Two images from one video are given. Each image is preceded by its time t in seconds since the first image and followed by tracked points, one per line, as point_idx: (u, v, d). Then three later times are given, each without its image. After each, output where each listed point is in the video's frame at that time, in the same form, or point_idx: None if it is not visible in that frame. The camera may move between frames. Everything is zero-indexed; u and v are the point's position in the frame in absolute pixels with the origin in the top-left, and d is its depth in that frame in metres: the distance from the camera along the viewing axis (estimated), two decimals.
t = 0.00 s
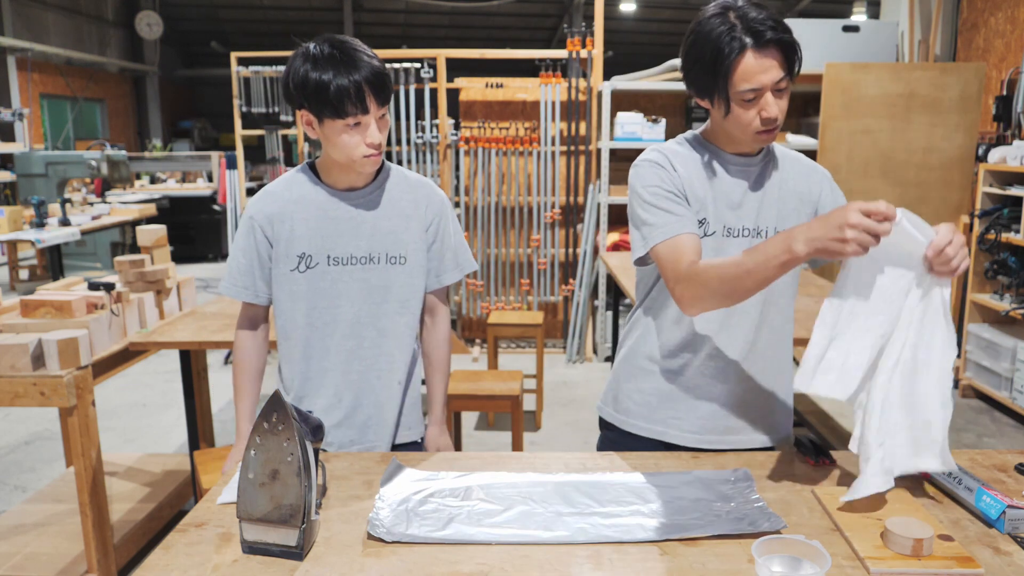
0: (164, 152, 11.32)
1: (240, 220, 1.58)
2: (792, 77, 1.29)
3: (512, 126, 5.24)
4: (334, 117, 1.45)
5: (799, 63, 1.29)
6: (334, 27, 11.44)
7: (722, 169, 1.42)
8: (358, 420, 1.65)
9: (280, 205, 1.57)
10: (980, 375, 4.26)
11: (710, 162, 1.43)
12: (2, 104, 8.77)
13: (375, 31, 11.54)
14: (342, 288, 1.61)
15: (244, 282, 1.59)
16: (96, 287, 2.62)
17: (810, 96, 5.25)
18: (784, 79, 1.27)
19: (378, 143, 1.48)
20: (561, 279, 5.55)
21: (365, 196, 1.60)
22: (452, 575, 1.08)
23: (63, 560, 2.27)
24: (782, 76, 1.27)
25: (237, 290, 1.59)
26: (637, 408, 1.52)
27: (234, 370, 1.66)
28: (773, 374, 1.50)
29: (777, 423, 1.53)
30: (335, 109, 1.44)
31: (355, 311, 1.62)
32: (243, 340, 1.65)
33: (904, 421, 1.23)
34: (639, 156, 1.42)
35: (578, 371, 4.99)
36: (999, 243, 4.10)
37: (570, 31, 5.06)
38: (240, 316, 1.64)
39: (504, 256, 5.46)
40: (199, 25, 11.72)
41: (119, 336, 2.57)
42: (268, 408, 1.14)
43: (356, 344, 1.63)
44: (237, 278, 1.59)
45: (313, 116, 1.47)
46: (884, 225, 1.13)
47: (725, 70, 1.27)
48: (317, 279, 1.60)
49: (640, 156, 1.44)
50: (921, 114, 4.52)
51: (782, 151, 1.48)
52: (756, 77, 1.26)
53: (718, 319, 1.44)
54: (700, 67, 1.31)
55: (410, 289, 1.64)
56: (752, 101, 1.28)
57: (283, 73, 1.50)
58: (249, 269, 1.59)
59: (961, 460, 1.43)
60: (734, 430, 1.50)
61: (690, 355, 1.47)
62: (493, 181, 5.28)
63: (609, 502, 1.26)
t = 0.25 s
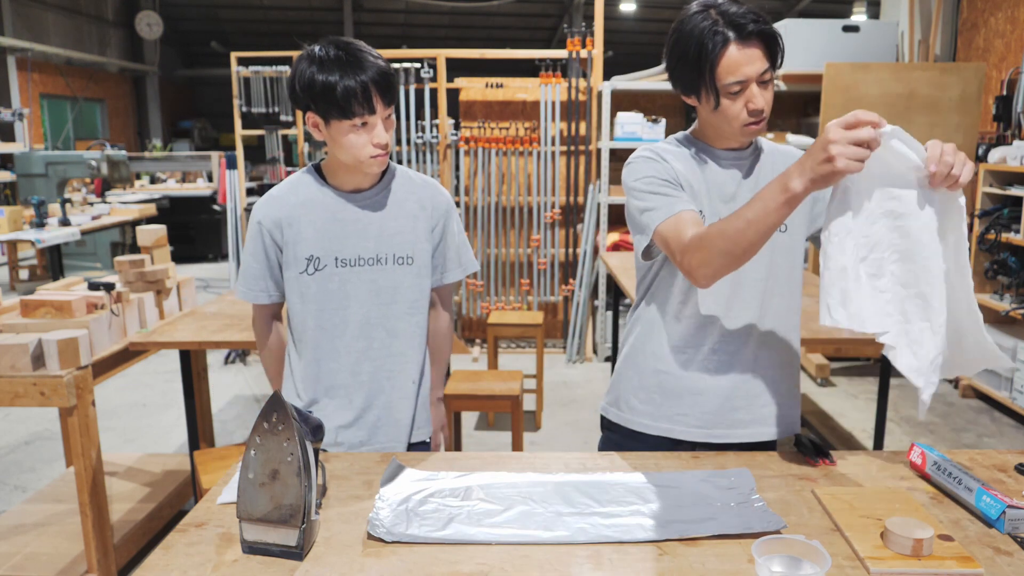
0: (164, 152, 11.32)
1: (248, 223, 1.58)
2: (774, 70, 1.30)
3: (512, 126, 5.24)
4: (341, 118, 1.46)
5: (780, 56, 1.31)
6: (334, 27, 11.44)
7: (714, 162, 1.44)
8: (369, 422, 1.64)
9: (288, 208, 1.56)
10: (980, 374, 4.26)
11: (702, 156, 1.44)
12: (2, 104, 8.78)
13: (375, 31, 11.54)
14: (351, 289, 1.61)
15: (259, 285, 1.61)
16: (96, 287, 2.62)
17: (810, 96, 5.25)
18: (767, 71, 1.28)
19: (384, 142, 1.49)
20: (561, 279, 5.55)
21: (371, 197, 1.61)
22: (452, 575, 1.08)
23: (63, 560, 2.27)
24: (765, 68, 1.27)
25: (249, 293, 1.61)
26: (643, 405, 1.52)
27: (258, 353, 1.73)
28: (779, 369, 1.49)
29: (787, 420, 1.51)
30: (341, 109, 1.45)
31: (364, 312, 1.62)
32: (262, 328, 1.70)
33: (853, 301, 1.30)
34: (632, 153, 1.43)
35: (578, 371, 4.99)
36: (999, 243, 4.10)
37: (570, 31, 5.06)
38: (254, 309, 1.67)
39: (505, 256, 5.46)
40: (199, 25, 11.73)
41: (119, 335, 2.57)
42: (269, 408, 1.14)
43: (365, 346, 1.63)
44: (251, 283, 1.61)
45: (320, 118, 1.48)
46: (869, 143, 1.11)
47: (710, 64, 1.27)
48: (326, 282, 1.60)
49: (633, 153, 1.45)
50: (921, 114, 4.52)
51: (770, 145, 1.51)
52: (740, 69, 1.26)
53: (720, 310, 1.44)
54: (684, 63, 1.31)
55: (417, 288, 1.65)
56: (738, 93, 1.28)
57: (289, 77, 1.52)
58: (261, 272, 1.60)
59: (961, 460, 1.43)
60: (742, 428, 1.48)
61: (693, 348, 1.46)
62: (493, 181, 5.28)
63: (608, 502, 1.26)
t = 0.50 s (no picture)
0: (164, 152, 11.32)
1: (252, 224, 1.58)
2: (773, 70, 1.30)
3: (512, 126, 5.24)
4: (345, 117, 1.46)
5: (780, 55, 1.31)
6: (334, 27, 11.44)
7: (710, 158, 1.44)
8: (371, 422, 1.64)
9: (292, 208, 1.57)
10: (980, 375, 4.26)
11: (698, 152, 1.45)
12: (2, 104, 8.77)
13: (375, 31, 11.54)
14: (354, 289, 1.61)
15: (265, 285, 1.61)
16: (96, 287, 2.62)
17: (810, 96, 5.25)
18: (766, 70, 1.28)
19: (388, 141, 1.50)
20: (561, 279, 5.56)
21: (374, 197, 1.61)
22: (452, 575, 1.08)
23: (63, 560, 2.27)
24: (765, 67, 1.28)
25: (255, 293, 1.61)
26: (643, 405, 1.52)
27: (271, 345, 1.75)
28: (779, 368, 1.49)
29: (785, 416, 1.51)
30: (345, 108, 1.45)
31: (367, 312, 1.62)
32: (275, 322, 1.71)
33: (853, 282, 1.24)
34: (627, 150, 1.44)
35: (578, 371, 4.99)
36: (999, 243, 4.10)
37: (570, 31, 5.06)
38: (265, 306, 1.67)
39: (505, 256, 5.46)
40: (199, 25, 11.73)
41: (119, 335, 2.57)
42: (269, 408, 1.14)
43: (368, 345, 1.63)
44: (257, 283, 1.61)
45: (323, 117, 1.49)
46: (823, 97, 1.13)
47: (710, 59, 1.27)
48: (330, 281, 1.60)
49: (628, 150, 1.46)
50: (921, 114, 4.52)
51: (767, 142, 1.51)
52: (740, 65, 1.26)
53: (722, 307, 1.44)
54: (684, 57, 1.31)
55: (420, 287, 1.65)
56: (736, 90, 1.28)
57: (291, 78, 1.52)
58: (268, 273, 1.61)
59: (961, 460, 1.43)
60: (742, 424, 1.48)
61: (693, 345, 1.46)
62: (493, 181, 5.28)
63: (608, 502, 1.26)
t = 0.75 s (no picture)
0: (164, 152, 11.32)
1: (249, 226, 1.56)
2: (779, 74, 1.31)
3: (512, 126, 5.24)
4: (346, 116, 1.47)
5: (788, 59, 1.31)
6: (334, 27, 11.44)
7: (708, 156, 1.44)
8: (370, 423, 1.65)
9: (290, 210, 1.56)
10: (980, 375, 4.26)
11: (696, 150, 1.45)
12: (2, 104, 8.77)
13: (375, 31, 11.54)
14: (353, 290, 1.61)
15: (261, 287, 1.59)
16: (96, 287, 2.62)
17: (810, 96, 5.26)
18: (772, 74, 1.28)
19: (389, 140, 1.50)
20: (561, 279, 5.56)
21: (372, 198, 1.61)
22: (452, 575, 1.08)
23: (63, 560, 2.27)
24: (771, 70, 1.28)
25: (250, 296, 1.59)
26: (643, 406, 1.52)
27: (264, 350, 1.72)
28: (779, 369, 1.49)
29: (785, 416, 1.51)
30: (346, 106, 1.45)
31: (365, 313, 1.62)
32: (268, 326, 1.67)
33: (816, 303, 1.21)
34: (624, 149, 1.45)
35: (578, 371, 4.99)
36: (999, 243, 4.10)
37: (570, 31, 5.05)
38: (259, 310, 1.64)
39: (504, 256, 5.47)
40: (199, 25, 11.73)
41: (119, 335, 2.57)
42: (269, 408, 1.14)
43: (366, 346, 1.63)
44: (252, 285, 1.59)
45: (324, 116, 1.49)
46: (754, 87, 1.13)
47: (718, 57, 1.27)
48: (329, 282, 1.59)
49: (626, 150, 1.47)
50: (921, 114, 4.53)
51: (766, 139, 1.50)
52: (747, 65, 1.26)
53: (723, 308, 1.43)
54: (693, 52, 1.31)
55: (418, 288, 1.65)
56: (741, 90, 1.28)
57: (291, 77, 1.52)
58: (264, 275, 1.59)
59: (961, 460, 1.43)
60: (742, 425, 1.49)
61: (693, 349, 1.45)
62: (493, 181, 5.29)
63: (608, 502, 1.26)
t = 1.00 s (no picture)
0: (164, 151, 11.32)
1: (241, 228, 1.54)
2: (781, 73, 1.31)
3: (512, 126, 5.24)
4: (338, 113, 1.48)
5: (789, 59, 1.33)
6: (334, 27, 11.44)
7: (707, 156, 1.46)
8: (368, 425, 1.66)
9: (283, 211, 1.54)
10: (980, 375, 4.26)
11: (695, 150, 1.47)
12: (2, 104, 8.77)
13: (375, 31, 11.54)
14: (348, 292, 1.61)
15: (253, 291, 1.57)
16: (96, 287, 2.62)
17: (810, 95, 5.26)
18: (771, 70, 1.30)
19: (383, 137, 1.52)
20: (561, 279, 5.56)
21: (366, 198, 1.61)
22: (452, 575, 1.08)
23: (64, 560, 2.27)
24: (770, 67, 1.29)
25: (242, 300, 1.57)
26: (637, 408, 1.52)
27: (256, 353, 1.71)
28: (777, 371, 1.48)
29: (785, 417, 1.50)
30: (339, 103, 1.47)
31: (360, 315, 1.62)
32: (260, 331, 1.66)
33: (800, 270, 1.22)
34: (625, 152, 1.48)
35: (578, 371, 4.99)
36: (999, 243, 4.10)
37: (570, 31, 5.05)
38: (251, 315, 1.63)
39: (504, 256, 5.47)
40: (199, 25, 11.73)
41: (119, 336, 2.57)
42: (269, 408, 1.14)
43: (362, 348, 1.63)
44: (244, 289, 1.56)
45: (316, 114, 1.50)
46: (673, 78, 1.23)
47: (715, 50, 1.30)
48: (324, 285, 1.59)
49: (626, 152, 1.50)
50: (921, 114, 4.52)
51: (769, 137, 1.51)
52: (742, 59, 1.28)
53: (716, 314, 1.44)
54: (694, 45, 1.34)
55: (413, 288, 1.66)
56: (736, 84, 1.30)
57: (281, 77, 1.53)
58: (256, 278, 1.57)
59: (961, 460, 1.43)
60: (740, 425, 1.49)
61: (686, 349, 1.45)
62: (493, 181, 5.29)
63: (607, 502, 1.26)
